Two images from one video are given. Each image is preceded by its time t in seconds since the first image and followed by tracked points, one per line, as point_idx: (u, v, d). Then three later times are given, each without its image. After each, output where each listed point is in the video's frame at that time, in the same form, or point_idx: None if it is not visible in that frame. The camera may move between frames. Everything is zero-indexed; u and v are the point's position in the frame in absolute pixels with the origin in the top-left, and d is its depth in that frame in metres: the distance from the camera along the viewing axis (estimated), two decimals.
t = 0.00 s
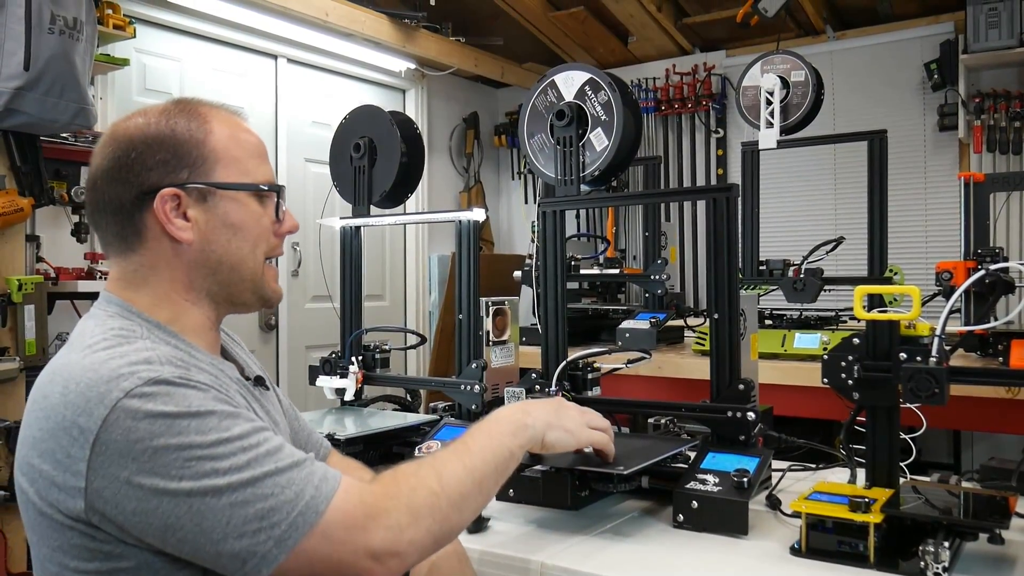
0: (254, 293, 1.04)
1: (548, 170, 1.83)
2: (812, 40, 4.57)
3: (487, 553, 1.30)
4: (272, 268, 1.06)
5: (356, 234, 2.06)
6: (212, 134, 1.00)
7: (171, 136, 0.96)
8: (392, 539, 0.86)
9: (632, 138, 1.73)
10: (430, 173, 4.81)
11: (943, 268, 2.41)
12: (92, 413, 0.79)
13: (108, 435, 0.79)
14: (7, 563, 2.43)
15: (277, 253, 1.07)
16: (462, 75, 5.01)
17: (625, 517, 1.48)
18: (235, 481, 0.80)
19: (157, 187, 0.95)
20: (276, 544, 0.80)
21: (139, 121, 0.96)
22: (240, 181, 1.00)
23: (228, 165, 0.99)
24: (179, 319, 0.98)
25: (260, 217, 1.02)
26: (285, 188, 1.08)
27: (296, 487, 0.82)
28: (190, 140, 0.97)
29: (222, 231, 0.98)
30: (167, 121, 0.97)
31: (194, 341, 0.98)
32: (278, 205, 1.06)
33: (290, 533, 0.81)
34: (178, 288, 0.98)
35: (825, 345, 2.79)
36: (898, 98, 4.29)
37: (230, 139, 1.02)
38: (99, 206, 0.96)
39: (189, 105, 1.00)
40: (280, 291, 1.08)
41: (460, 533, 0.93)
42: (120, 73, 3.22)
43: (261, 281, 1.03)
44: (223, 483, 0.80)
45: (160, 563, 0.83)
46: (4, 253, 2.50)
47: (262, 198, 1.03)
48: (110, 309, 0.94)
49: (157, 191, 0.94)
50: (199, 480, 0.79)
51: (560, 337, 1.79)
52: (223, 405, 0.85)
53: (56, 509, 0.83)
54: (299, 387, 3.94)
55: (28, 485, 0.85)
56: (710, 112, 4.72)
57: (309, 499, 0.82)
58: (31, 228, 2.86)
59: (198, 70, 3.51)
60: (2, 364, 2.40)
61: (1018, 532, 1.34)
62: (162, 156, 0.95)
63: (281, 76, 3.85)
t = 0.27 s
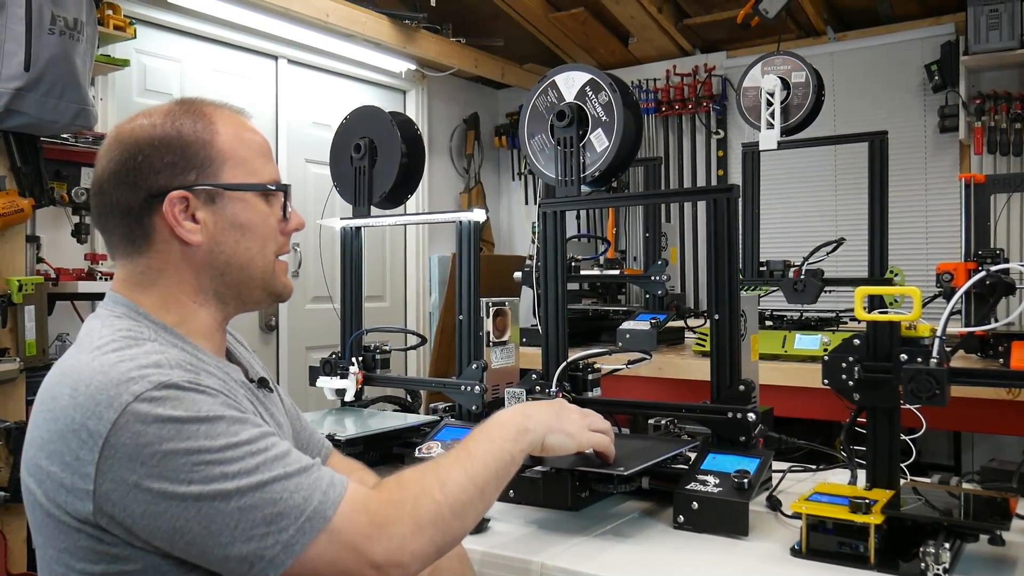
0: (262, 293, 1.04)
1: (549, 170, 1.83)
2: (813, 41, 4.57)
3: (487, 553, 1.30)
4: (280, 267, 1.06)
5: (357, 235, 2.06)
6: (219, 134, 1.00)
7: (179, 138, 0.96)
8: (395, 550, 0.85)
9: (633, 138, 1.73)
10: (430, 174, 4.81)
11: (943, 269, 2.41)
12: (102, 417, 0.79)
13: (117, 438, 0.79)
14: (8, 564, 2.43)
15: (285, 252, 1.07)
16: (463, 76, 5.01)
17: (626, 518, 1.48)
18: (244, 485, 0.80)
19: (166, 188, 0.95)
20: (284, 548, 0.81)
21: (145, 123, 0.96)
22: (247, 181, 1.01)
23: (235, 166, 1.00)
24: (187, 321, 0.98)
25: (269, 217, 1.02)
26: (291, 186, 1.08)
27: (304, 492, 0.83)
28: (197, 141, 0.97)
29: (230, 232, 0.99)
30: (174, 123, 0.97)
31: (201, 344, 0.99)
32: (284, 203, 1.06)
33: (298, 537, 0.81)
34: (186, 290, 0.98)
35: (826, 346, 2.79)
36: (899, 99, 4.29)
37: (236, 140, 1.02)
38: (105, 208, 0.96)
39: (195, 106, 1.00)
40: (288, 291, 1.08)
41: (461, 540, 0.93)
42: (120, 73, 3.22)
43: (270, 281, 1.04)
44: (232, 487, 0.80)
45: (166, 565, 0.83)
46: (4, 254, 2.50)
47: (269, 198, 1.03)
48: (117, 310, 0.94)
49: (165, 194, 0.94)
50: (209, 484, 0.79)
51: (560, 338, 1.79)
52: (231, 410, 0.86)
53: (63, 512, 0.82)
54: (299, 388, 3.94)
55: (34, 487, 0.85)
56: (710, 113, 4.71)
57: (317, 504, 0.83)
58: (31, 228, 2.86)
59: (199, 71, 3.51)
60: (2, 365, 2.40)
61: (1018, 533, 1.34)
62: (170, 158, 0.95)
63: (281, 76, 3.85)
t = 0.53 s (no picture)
0: (266, 294, 1.05)
1: (548, 169, 1.83)
2: (813, 42, 4.57)
3: (486, 552, 1.30)
4: (282, 268, 1.08)
5: (357, 234, 2.06)
6: (230, 135, 1.01)
7: (189, 136, 0.97)
8: (394, 553, 0.85)
9: (633, 137, 1.74)
10: (430, 173, 4.81)
11: (943, 268, 2.41)
12: (104, 416, 0.79)
13: (119, 437, 0.79)
14: (8, 563, 2.43)
15: (287, 252, 1.08)
16: (463, 75, 5.02)
17: (625, 517, 1.48)
18: (244, 486, 0.80)
19: (178, 187, 0.95)
20: (283, 550, 0.80)
21: (154, 120, 0.96)
22: (256, 182, 1.02)
23: (244, 166, 1.01)
24: (193, 319, 0.98)
25: (273, 217, 1.04)
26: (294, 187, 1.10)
27: (303, 494, 0.82)
28: (210, 140, 0.98)
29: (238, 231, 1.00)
30: (184, 121, 0.97)
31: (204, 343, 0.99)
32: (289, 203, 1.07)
33: (297, 539, 0.81)
34: (193, 289, 0.98)
35: (826, 345, 2.79)
36: (899, 99, 4.29)
37: (244, 140, 1.03)
38: (111, 205, 0.95)
39: (203, 105, 1.01)
40: (289, 290, 1.09)
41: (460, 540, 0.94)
42: (120, 72, 3.22)
43: (274, 281, 1.05)
44: (232, 488, 0.79)
45: (166, 563, 0.84)
46: (4, 253, 2.50)
47: (274, 199, 1.04)
48: (121, 308, 0.94)
49: (177, 192, 0.95)
50: (208, 485, 0.79)
51: (560, 337, 1.79)
52: (232, 410, 0.86)
53: (66, 510, 0.82)
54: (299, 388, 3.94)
55: (37, 484, 0.85)
56: (710, 113, 4.71)
57: (317, 506, 0.82)
58: (31, 227, 2.86)
59: (199, 70, 3.51)
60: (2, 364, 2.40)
61: (1017, 533, 1.34)
62: (181, 156, 0.96)
63: (281, 75, 3.86)
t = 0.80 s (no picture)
0: (264, 289, 1.05)
1: (548, 166, 1.83)
2: (813, 40, 4.57)
3: (485, 549, 1.30)
4: (279, 264, 1.08)
5: (356, 231, 2.06)
6: (230, 132, 1.01)
7: (190, 132, 0.97)
8: (396, 545, 0.86)
9: (632, 134, 1.73)
10: (430, 171, 4.81)
11: (943, 266, 2.40)
12: (113, 403, 0.79)
13: (127, 425, 0.79)
14: (7, 560, 2.43)
15: (283, 248, 1.08)
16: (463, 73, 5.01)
17: (625, 514, 1.47)
18: (250, 478, 0.81)
19: (181, 179, 0.95)
20: (286, 542, 0.81)
21: (154, 117, 0.96)
22: (255, 177, 1.02)
23: (245, 161, 1.01)
24: (193, 313, 0.98)
25: (269, 213, 1.04)
26: (290, 184, 1.10)
27: (308, 487, 0.83)
28: (210, 136, 0.98)
29: (238, 226, 1.00)
30: (186, 117, 0.98)
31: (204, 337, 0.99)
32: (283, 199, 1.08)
33: (301, 532, 0.81)
34: (194, 282, 0.98)
35: (825, 343, 2.78)
36: (899, 98, 4.29)
37: (246, 138, 1.04)
38: (112, 199, 0.95)
39: (203, 102, 1.01)
40: (285, 286, 1.09)
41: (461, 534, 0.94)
42: (120, 69, 3.22)
43: (271, 276, 1.05)
44: (237, 479, 0.80)
45: (170, 555, 0.83)
46: (3, 250, 2.49)
47: (271, 195, 1.05)
48: (122, 303, 0.94)
49: (179, 185, 0.94)
50: (214, 476, 0.80)
51: (559, 335, 1.79)
52: (240, 400, 0.86)
53: (69, 498, 0.82)
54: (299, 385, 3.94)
55: (39, 472, 0.85)
56: (710, 111, 4.71)
57: (320, 499, 0.83)
58: (31, 225, 2.86)
59: (199, 67, 3.51)
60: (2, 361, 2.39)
61: (1017, 531, 1.34)
62: (182, 150, 0.96)
63: (281, 73, 3.86)
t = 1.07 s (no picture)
0: (258, 286, 1.05)
1: (548, 162, 1.83)
2: (813, 35, 4.56)
3: (486, 544, 1.30)
4: (273, 260, 1.07)
5: (356, 226, 2.06)
6: (228, 129, 1.01)
7: (189, 126, 0.97)
8: (419, 495, 0.91)
9: (633, 129, 1.73)
10: (430, 166, 4.80)
11: (943, 262, 2.39)
12: (135, 378, 0.81)
13: (151, 399, 0.81)
14: (7, 555, 2.43)
15: (278, 245, 1.08)
16: (463, 69, 5.00)
17: (624, 509, 1.47)
18: (277, 439, 0.84)
19: (179, 172, 0.95)
20: (318, 497, 0.84)
21: (152, 112, 0.96)
22: (252, 173, 1.02)
23: (243, 157, 1.01)
24: (191, 306, 0.98)
25: (265, 210, 1.04)
26: (286, 182, 1.10)
27: (331, 445, 0.87)
28: (210, 132, 0.98)
29: (235, 220, 0.99)
30: (186, 112, 0.98)
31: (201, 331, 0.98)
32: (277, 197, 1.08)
33: (330, 486, 0.85)
34: (192, 275, 0.98)
35: (825, 339, 2.78)
36: (900, 94, 4.28)
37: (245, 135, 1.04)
38: (110, 192, 0.95)
39: (202, 98, 1.01)
40: (276, 283, 1.09)
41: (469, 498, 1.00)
42: (119, 64, 3.21)
43: (265, 274, 1.05)
44: (266, 440, 0.83)
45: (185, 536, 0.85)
46: (3, 246, 2.49)
47: (267, 192, 1.04)
48: (123, 294, 0.94)
49: (177, 177, 0.94)
50: (242, 439, 0.83)
51: (560, 330, 1.79)
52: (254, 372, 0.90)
53: (87, 481, 0.83)
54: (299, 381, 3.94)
55: (54, 459, 0.85)
56: (711, 107, 4.70)
57: (344, 455, 0.87)
58: (30, 220, 2.86)
59: (199, 63, 3.50)
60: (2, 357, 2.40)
61: (1016, 527, 1.34)
62: (181, 144, 0.96)
63: (281, 68, 3.85)
